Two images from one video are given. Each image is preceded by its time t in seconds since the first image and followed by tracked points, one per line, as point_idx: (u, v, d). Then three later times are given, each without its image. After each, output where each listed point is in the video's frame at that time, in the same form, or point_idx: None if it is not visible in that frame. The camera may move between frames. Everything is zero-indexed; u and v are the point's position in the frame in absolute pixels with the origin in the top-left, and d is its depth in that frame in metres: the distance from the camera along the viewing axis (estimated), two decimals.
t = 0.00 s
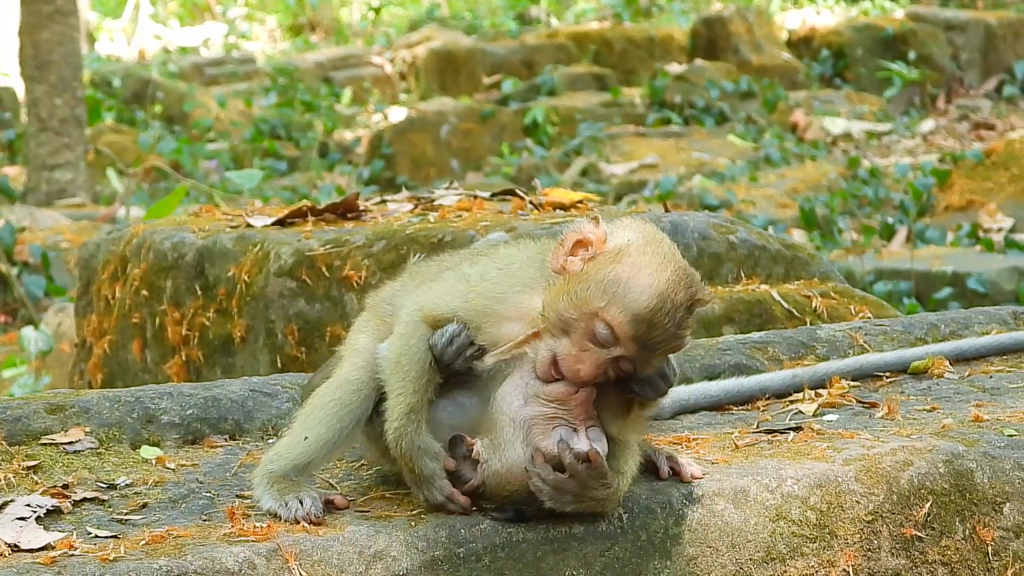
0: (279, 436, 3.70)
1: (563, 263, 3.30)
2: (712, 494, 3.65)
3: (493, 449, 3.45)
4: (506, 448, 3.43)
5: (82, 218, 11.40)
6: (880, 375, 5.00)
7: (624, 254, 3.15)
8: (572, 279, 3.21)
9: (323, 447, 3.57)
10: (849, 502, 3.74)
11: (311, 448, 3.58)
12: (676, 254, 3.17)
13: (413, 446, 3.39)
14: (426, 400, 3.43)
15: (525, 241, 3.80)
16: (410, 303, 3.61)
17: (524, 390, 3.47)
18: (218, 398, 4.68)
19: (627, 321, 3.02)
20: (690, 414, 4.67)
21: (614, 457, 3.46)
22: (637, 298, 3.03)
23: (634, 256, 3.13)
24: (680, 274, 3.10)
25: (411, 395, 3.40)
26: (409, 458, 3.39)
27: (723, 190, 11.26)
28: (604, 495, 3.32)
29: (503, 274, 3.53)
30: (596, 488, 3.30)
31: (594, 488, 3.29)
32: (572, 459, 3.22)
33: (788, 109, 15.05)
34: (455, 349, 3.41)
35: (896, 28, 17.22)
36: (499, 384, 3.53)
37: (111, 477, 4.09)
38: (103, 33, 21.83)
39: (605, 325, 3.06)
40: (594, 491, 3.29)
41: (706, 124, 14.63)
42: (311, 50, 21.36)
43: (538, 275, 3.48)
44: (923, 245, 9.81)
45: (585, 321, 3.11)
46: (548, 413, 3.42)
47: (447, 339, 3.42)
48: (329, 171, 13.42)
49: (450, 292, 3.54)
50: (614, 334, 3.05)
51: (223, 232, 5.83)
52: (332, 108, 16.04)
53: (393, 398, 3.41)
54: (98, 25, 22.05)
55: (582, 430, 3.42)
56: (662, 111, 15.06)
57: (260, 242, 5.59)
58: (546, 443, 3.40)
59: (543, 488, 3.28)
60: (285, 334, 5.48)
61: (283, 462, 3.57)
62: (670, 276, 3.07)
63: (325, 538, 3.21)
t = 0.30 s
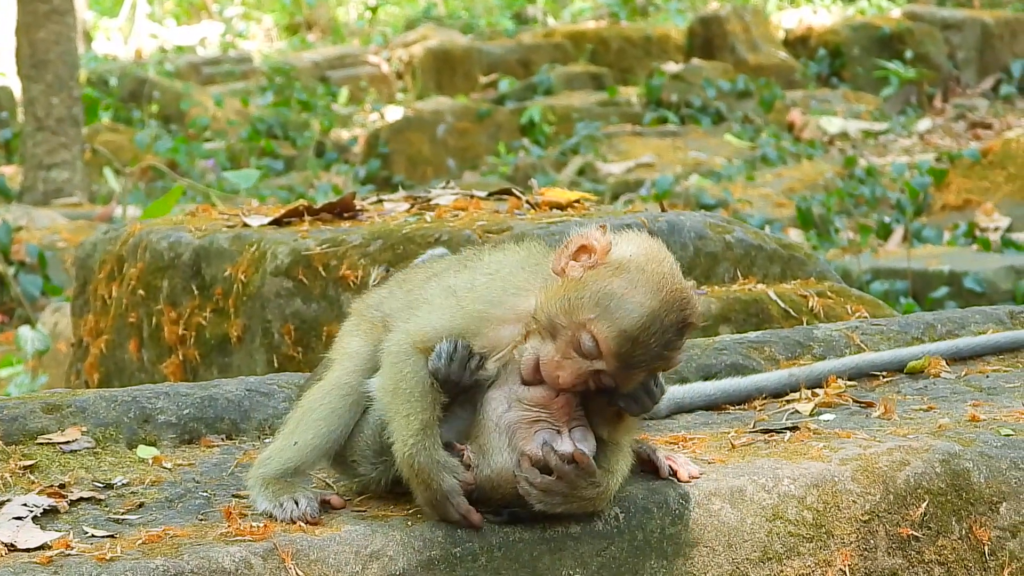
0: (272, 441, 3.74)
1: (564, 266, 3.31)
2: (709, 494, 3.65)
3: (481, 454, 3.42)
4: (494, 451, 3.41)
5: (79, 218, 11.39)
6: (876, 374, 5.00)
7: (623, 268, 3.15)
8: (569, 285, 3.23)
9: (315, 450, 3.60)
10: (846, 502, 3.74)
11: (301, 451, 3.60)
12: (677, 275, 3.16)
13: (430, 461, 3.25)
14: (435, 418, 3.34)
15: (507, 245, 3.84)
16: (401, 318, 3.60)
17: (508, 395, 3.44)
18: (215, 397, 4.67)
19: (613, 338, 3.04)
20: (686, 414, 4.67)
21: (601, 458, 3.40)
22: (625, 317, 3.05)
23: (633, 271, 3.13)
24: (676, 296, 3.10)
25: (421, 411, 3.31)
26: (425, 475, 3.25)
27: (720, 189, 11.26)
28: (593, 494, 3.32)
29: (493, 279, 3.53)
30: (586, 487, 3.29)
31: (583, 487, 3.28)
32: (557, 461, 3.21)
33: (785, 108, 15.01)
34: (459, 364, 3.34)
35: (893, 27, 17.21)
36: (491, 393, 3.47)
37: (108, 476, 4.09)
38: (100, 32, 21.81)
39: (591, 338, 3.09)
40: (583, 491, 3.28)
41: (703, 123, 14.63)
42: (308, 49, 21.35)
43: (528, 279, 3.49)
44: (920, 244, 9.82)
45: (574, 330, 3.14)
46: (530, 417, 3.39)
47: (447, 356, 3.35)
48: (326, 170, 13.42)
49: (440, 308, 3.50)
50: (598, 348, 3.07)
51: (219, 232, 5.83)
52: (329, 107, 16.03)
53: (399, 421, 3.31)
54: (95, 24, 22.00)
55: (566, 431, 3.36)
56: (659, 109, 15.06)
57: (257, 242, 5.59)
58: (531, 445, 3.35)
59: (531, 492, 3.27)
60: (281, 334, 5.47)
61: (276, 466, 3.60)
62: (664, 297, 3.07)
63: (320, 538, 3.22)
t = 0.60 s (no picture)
0: (273, 442, 3.73)
1: (555, 274, 3.30)
2: (712, 493, 3.65)
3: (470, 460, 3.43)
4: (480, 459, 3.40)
5: (80, 220, 11.38)
6: (878, 372, 5.00)
7: (607, 285, 3.12)
8: (554, 295, 3.22)
9: (315, 453, 3.58)
10: (848, 500, 3.74)
11: (300, 454, 3.58)
12: (666, 298, 3.09)
13: (391, 447, 3.31)
14: (407, 408, 3.40)
15: (503, 246, 3.90)
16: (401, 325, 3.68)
17: (490, 404, 3.43)
18: (216, 398, 4.66)
19: (585, 354, 3.01)
20: (688, 413, 4.67)
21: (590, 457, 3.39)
22: (600, 335, 3.02)
23: (618, 290, 3.09)
24: (659, 318, 3.04)
25: (397, 399, 3.40)
26: (384, 462, 3.29)
27: (721, 189, 11.26)
28: (584, 491, 3.31)
29: (485, 282, 3.59)
30: (577, 485, 3.29)
31: (574, 484, 3.27)
32: (546, 459, 3.21)
33: (785, 108, 15.01)
34: (447, 365, 3.39)
35: (893, 26, 17.22)
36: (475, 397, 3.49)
37: (110, 478, 4.09)
38: (100, 34, 21.84)
39: (565, 351, 3.07)
40: (574, 488, 3.28)
41: (703, 123, 14.63)
42: (308, 50, 21.35)
43: (517, 281, 3.54)
44: (920, 242, 9.83)
45: (550, 341, 3.13)
46: (510, 423, 3.37)
47: (436, 359, 3.40)
48: (326, 171, 13.41)
49: (431, 315, 3.57)
50: (570, 363, 3.05)
51: (221, 232, 5.83)
52: (329, 108, 16.04)
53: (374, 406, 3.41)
54: (95, 26, 22.01)
55: (544, 434, 3.34)
56: (660, 109, 15.06)
57: (258, 242, 5.59)
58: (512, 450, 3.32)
59: (521, 492, 3.26)
60: (283, 334, 5.45)
61: (275, 467, 3.59)
62: (643, 319, 3.02)
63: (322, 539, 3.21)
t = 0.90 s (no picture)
0: (275, 442, 3.74)
1: (551, 277, 3.31)
2: (713, 492, 3.65)
3: (468, 462, 3.48)
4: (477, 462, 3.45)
5: (82, 221, 11.37)
6: (880, 371, 4.99)
7: (599, 288, 3.12)
8: (548, 296, 3.23)
9: (316, 453, 3.59)
10: (851, 500, 3.74)
11: (302, 454, 3.60)
12: (658, 303, 3.09)
13: (386, 447, 3.35)
14: (404, 408, 3.45)
15: (501, 246, 3.97)
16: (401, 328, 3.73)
17: (487, 407, 3.50)
18: (218, 399, 4.66)
19: (575, 354, 3.00)
20: (689, 413, 4.66)
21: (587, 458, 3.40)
22: (591, 335, 3.01)
23: (611, 293, 3.09)
24: (651, 322, 3.04)
25: (392, 399, 3.43)
26: (379, 461, 3.33)
27: (722, 188, 11.26)
28: (579, 492, 3.32)
29: (482, 284, 3.63)
30: (572, 485, 3.30)
31: (570, 484, 3.28)
32: (541, 460, 3.23)
33: (786, 107, 15.04)
34: (443, 365, 3.42)
35: (894, 25, 17.23)
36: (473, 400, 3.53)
37: (113, 479, 4.09)
38: (101, 35, 21.83)
39: (557, 351, 3.07)
40: (570, 488, 3.29)
41: (704, 122, 14.63)
42: (309, 50, 21.35)
43: (512, 280, 3.60)
44: (922, 242, 9.84)
45: (542, 341, 3.13)
46: (502, 424, 3.43)
47: (432, 359, 3.43)
48: (327, 171, 13.41)
49: (429, 318, 3.62)
50: (560, 363, 3.05)
51: (223, 233, 5.84)
52: (330, 108, 16.04)
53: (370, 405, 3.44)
54: (97, 27, 22.05)
55: (537, 435, 3.38)
56: (661, 109, 15.06)
57: (259, 243, 5.59)
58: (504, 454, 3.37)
59: (516, 492, 3.28)
60: (284, 334, 5.43)
61: (276, 468, 3.60)
62: (634, 322, 3.02)
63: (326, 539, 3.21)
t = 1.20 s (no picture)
0: (277, 440, 3.76)
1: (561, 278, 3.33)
2: (716, 490, 3.65)
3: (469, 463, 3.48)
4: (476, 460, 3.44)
5: (83, 220, 11.37)
6: (882, 371, 4.99)
7: (601, 281, 3.11)
8: (553, 291, 3.28)
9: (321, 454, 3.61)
10: (853, 498, 3.74)
11: (305, 455, 3.61)
12: (658, 298, 3.00)
13: (403, 467, 3.36)
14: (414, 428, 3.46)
15: (505, 249, 4.00)
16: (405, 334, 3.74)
17: (487, 405, 3.46)
18: (220, 397, 4.66)
19: (565, 341, 2.99)
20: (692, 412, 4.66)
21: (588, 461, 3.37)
22: (582, 324, 2.99)
23: (611, 286, 3.06)
24: (647, 315, 2.96)
25: (405, 419, 3.44)
26: (394, 482, 3.34)
27: (723, 187, 11.27)
28: (576, 496, 3.32)
29: (487, 292, 3.65)
30: (569, 489, 3.29)
31: (566, 489, 3.28)
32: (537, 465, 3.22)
33: (788, 106, 15.09)
34: (448, 376, 3.43)
35: (896, 24, 17.25)
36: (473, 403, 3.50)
37: (115, 477, 4.08)
38: (103, 34, 21.87)
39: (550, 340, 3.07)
40: (566, 492, 3.28)
41: (706, 121, 14.65)
42: (310, 50, 21.36)
43: (515, 288, 3.61)
44: (924, 241, 9.82)
45: (539, 332, 3.16)
46: (499, 423, 3.39)
47: (437, 370, 3.44)
48: (329, 171, 13.41)
49: (435, 330, 3.63)
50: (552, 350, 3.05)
51: (224, 232, 5.83)
52: (332, 107, 16.06)
53: (381, 426, 3.44)
54: (98, 27, 22.08)
55: (534, 434, 3.33)
56: (662, 108, 15.07)
57: (261, 242, 5.58)
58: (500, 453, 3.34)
59: (513, 496, 3.28)
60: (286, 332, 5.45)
61: (280, 467, 3.61)
62: (628, 313, 2.95)
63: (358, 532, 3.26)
